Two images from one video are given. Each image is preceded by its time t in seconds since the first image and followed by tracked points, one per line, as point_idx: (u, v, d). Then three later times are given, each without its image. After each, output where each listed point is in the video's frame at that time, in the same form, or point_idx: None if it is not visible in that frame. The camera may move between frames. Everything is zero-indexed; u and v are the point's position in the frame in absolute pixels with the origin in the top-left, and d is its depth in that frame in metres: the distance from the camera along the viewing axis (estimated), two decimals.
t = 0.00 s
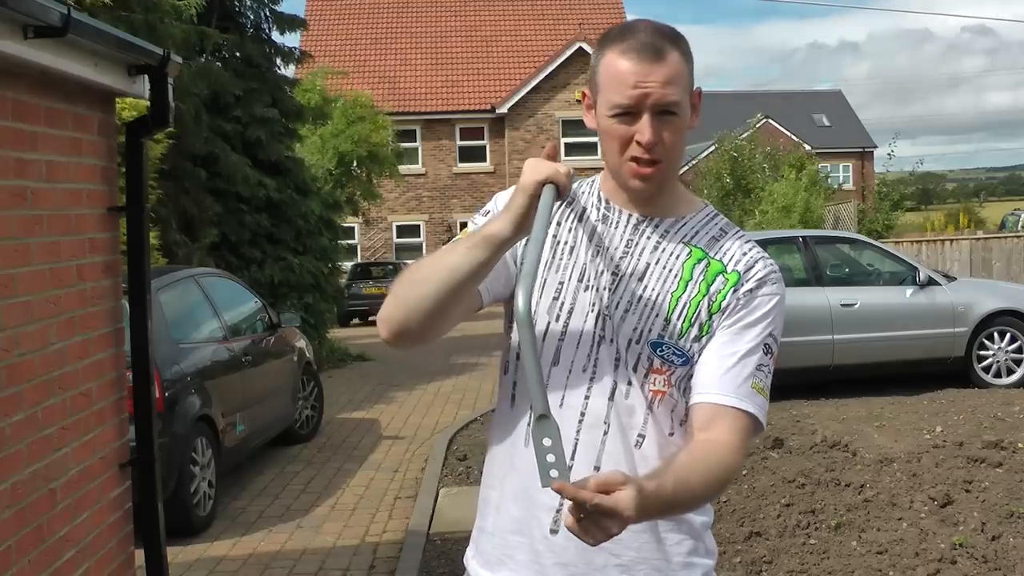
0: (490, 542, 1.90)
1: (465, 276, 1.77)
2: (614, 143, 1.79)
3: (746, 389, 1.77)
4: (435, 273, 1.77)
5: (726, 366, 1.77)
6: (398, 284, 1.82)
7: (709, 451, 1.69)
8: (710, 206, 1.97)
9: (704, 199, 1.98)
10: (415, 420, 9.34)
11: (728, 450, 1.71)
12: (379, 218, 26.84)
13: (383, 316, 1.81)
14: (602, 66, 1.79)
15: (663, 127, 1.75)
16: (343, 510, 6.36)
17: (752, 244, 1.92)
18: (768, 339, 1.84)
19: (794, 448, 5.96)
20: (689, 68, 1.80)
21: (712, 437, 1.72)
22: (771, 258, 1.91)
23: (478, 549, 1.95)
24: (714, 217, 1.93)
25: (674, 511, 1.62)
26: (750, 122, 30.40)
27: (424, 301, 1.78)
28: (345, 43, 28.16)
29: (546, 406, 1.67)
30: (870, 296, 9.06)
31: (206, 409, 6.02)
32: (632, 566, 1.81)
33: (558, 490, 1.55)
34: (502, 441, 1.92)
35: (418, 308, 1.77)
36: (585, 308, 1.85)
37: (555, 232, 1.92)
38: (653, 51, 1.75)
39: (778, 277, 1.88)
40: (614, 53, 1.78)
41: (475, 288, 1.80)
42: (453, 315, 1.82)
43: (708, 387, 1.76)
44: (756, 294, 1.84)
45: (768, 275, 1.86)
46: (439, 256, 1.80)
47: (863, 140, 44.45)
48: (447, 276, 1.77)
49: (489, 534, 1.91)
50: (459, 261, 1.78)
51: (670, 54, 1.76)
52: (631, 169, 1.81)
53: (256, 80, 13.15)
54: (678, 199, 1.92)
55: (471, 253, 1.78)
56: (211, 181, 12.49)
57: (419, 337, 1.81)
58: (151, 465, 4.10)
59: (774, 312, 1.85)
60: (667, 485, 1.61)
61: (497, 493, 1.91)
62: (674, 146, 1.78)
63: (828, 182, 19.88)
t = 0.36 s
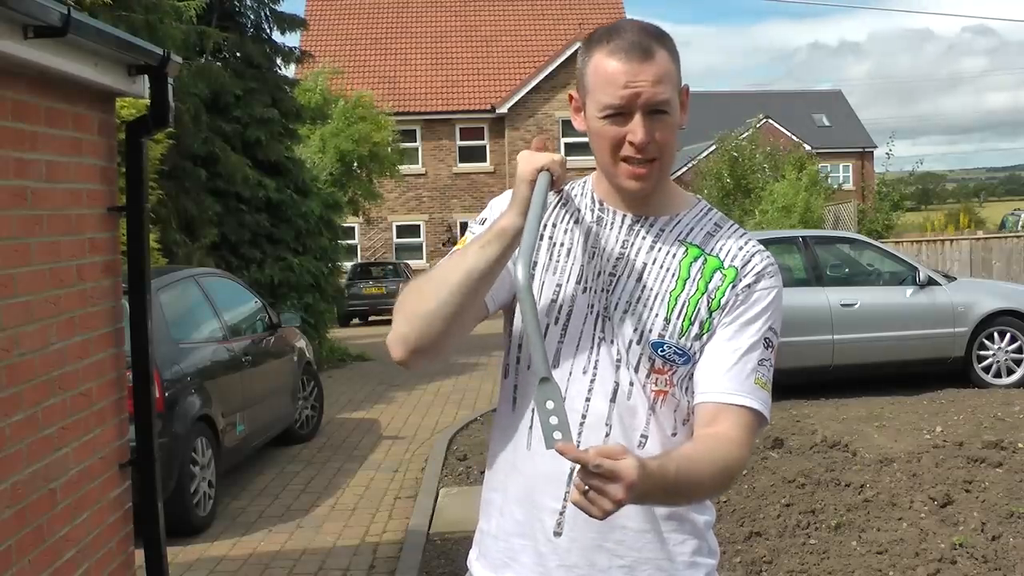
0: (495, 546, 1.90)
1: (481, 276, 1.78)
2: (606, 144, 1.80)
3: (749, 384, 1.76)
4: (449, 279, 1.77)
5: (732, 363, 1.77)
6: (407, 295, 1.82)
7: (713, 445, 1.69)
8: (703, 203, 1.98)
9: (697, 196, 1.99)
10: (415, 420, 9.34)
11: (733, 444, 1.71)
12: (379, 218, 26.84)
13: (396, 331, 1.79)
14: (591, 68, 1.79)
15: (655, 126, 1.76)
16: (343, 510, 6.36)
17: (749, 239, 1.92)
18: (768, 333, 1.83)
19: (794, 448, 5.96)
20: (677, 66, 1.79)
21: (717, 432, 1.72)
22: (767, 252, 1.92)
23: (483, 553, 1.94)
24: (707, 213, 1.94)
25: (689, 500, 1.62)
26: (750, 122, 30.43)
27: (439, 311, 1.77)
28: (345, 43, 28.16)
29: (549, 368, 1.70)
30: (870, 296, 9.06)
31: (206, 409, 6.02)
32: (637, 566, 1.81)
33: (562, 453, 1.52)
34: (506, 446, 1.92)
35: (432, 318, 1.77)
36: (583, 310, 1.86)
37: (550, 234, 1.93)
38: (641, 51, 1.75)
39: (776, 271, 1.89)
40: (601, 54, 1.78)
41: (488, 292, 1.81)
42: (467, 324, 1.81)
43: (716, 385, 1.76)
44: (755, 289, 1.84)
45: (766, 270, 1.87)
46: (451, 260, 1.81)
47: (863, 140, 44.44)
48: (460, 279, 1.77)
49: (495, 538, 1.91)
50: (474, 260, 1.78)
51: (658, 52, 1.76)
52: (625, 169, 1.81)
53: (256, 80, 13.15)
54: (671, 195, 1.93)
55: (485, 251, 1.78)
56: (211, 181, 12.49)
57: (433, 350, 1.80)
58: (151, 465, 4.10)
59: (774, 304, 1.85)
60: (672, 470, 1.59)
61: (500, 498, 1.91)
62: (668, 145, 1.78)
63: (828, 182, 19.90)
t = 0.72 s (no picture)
0: (498, 550, 1.90)
1: (484, 280, 1.77)
2: (603, 147, 1.79)
3: (745, 379, 1.76)
4: (455, 286, 1.77)
5: (731, 359, 1.76)
6: (408, 303, 1.80)
7: (710, 441, 1.69)
8: (695, 197, 1.96)
9: (688, 191, 1.98)
10: (415, 420, 9.34)
11: (731, 439, 1.71)
12: (379, 218, 26.85)
13: (398, 341, 1.76)
14: (584, 68, 1.79)
15: (650, 128, 1.75)
16: (343, 510, 6.36)
17: (740, 232, 1.91)
18: (763, 327, 1.83)
19: (794, 448, 5.95)
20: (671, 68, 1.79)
21: (713, 426, 1.72)
22: (760, 243, 1.90)
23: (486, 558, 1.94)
24: (699, 208, 1.92)
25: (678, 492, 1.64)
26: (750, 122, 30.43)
27: (443, 317, 1.75)
28: (345, 43, 28.16)
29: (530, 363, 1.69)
30: (870, 296, 9.06)
31: (206, 409, 6.02)
32: (640, 567, 1.80)
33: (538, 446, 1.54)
34: (505, 450, 1.92)
35: (434, 326, 1.75)
36: (578, 314, 1.84)
37: (543, 237, 1.90)
38: (636, 53, 1.75)
39: (770, 264, 1.87)
40: (596, 56, 1.77)
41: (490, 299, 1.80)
42: (468, 330, 1.79)
43: (716, 382, 1.75)
44: (750, 283, 1.83)
45: (760, 262, 1.86)
46: (455, 267, 1.81)
47: (863, 140, 44.43)
48: (464, 283, 1.77)
49: (498, 544, 1.91)
50: (477, 263, 1.78)
51: (652, 54, 1.76)
52: (622, 173, 1.81)
53: (255, 80, 13.15)
54: (663, 193, 1.91)
55: (489, 253, 1.78)
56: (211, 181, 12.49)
57: (433, 360, 1.78)
58: (151, 465, 4.10)
59: (768, 298, 1.85)
60: (658, 455, 1.60)
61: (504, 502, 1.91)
62: (661, 147, 1.78)
63: (828, 182, 19.92)
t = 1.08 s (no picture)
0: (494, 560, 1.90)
1: (473, 287, 1.79)
2: (581, 149, 1.78)
3: (738, 378, 1.73)
4: (447, 295, 1.78)
5: (724, 359, 1.74)
6: (402, 315, 1.84)
7: (704, 442, 1.67)
8: (687, 196, 1.96)
9: (681, 190, 1.97)
10: (415, 420, 9.34)
11: (725, 440, 1.69)
12: (379, 218, 26.84)
13: (395, 355, 1.82)
14: (549, 74, 1.80)
15: (624, 121, 1.74)
16: (343, 510, 6.36)
17: (733, 230, 1.89)
18: (756, 325, 1.80)
19: (794, 448, 5.95)
20: (636, 59, 1.79)
21: (705, 427, 1.70)
22: (754, 242, 1.88)
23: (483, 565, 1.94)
24: (690, 207, 1.92)
25: (672, 496, 1.63)
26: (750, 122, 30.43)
27: (437, 327, 1.79)
28: (345, 43, 28.15)
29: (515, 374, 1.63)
30: (870, 296, 9.06)
31: (206, 409, 6.01)
32: (638, 571, 1.80)
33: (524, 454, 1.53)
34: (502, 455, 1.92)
35: (432, 335, 1.79)
36: (570, 320, 1.85)
37: (533, 242, 1.92)
38: (594, 48, 1.76)
39: (762, 262, 1.85)
40: (558, 60, 1.79)
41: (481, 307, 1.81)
42: (463, 339, 1.82)
43: (711, 384, 1.73)
44: (741, 282, 1.81)
45: (752, 260, 1.84)
46: (443, 274, 1.83)
47: (863, 141, 44.44)
48: (457, 287, 1.78)
49: (494, 551, 1.91)
50: (464, 270, 1.79)
51: (612, 48, 1.77)
52: (603, 171, 1.80)
53: (255, 80, 13.16)
54: (652, 192, 1.91)
55: (475, 260, 1.79)
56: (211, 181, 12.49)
57: (430, 367, 1.82)
58: (151, 465, 4.10)
59: (760, 296, 1.82)
60: (649, 464, 1.59)
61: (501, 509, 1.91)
62: (640, 139, 1.76)
63: (828, 182, 19.93)
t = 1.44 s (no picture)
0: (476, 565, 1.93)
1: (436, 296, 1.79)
2: (533, 158, 1.78)
3: (706, 376, 1.71)
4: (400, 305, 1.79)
5: (696, 362, 1.72)
6: (366, 324, 1.87)
7: (674, 443, 1.65)
8: (656, 192, 1.94)
9: (649, 186, 1.96)
10: (415, 420, 9.34)
11: (696, 440, 1.67)
12: (379, 218, 26.84)
13: (360, 362, 1.85)
14: (498, 84, 1.80)
15: (573, 128, 1.74)
16: (343, 510, 6.36)
17: (703, 223, 1.87)
18: (727, 321, 1.78)
19: (794, 448, 5.96)
20: (583, 63, 1.78)
21: (677, 428, 1.68)
22: (724, 236, 1.85)
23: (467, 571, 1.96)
24: (659, 202, 1.91)
25: (642, 497, 1.62)
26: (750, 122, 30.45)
27: (395, 336, 1.81)
28: (345, 43, 28.16)
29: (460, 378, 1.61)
30: (870, 296, 9.06)
31: (206, 409, 6.02)
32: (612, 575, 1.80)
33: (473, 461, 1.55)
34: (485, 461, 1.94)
35: (392, 341, 1.81)
36: (537, 325, 1.86)
37: (499, 249, 1.94)
38: (540, 56, 1.75)
39: (731, 256, 1.83)
40: (505, 71, 1.78)
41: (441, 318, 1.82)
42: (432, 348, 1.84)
43: (683, 383, 1.71)
44: (708, 278, 1.78)
45: (720, 255, 1.81)
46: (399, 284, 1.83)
47: (864, 141, 44.44)
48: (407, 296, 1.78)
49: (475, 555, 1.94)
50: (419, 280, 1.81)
51: (557, 55, 1.76)
52: (557, 178, 1.80)
53: (256, 81, 13.17)
54: (616, 192, 1.90)
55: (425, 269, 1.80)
56: (212, 181, 12.50)
57: (394, 376, 1.85)
58: (151, 465, 4.10)
59: (731, 291, 1.79)
60: (614, 471, 1.59)
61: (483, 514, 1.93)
62: (591, 143, 1.76)
63: (828, 182, 19.97)
